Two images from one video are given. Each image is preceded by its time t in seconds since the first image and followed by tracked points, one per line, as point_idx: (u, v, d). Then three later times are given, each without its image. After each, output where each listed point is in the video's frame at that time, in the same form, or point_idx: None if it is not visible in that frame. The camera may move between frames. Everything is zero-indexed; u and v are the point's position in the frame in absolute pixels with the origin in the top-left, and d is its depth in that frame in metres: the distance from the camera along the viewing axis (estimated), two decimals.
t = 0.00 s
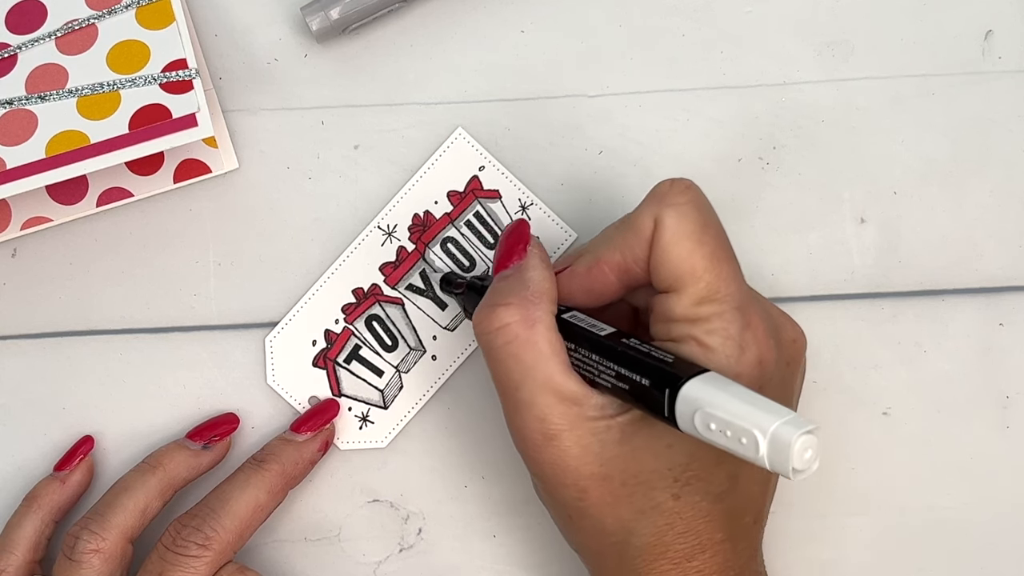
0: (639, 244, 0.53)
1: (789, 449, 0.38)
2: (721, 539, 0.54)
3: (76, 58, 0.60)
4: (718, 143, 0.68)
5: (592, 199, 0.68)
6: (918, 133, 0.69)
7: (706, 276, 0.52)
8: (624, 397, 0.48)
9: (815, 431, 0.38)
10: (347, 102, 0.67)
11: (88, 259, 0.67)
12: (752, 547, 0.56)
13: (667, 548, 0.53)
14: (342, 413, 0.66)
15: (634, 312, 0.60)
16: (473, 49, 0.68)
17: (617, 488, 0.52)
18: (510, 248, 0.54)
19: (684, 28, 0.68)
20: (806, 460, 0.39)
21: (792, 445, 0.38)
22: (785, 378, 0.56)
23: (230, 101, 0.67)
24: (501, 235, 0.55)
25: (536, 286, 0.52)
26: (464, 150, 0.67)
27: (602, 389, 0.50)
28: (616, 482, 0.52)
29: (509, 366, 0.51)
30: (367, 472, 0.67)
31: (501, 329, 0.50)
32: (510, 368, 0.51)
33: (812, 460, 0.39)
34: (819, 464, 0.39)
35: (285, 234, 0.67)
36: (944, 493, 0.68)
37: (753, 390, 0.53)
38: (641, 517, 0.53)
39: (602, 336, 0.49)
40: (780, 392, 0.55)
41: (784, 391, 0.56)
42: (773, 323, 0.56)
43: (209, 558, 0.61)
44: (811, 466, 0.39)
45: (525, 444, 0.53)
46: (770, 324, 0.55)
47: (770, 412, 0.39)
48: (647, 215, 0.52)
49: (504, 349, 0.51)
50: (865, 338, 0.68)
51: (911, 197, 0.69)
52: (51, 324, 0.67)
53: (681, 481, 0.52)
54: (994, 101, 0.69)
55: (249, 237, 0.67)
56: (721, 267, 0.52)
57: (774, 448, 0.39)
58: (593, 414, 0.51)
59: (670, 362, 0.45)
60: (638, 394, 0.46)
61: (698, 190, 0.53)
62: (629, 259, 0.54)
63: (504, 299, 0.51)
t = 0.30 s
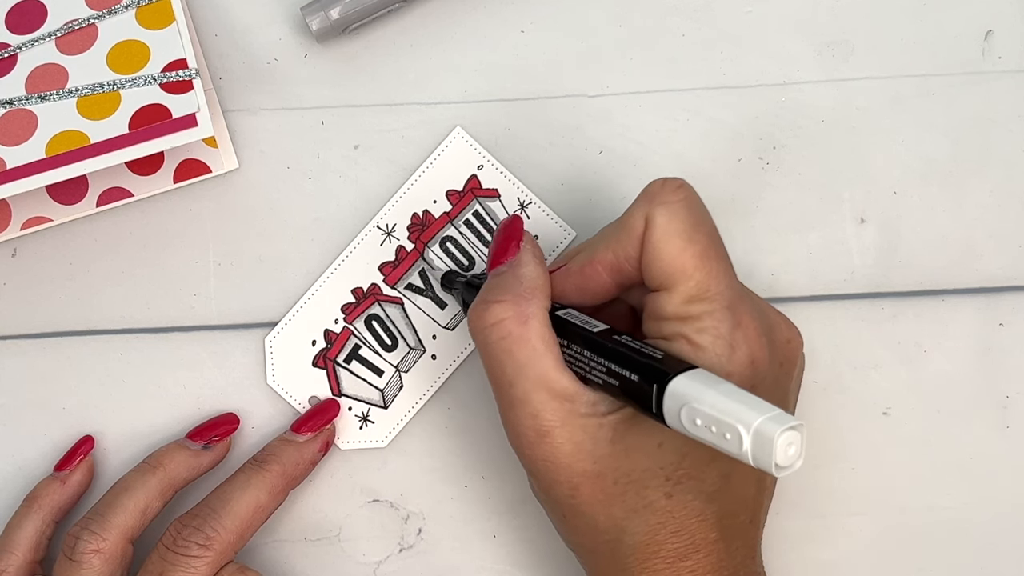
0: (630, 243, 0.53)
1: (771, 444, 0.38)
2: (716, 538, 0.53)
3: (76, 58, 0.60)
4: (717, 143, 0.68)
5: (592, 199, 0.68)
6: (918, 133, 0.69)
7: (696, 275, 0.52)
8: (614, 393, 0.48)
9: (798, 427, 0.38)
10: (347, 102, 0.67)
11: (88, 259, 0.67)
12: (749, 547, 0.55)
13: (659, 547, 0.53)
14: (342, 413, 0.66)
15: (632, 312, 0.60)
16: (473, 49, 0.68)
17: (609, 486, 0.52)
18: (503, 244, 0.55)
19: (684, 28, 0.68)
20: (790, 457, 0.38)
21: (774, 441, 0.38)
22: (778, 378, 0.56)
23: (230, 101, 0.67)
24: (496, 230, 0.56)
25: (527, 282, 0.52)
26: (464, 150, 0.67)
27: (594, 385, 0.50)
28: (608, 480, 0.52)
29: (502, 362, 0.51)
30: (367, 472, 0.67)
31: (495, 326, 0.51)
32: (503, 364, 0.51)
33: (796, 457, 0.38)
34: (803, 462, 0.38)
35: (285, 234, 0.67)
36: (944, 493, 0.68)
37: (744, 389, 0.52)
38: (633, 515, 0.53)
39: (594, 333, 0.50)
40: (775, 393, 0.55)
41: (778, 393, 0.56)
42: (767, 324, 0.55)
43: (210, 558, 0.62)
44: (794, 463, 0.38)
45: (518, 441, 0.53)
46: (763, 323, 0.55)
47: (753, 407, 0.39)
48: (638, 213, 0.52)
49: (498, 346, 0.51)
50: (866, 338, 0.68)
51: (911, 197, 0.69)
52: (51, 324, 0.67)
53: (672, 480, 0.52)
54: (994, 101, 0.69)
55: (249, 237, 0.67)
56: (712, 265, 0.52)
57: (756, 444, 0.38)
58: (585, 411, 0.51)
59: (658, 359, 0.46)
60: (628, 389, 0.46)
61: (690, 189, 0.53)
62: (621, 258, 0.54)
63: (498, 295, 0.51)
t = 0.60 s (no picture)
0: (646, 257, 0.53)
1: (796, 448, 0.38)
2: (729, 550, 0.54)
3: (76, 58, 0.60)
4: (717, 143, 0.68)
5: (592, 199, 0.68)
6: (918, 133, 0.69)
7: (714, 288, 0.52)
8: (636, 404, 0.48)
9: (820, 430, 0.39)
10: (347, 102, 0.67)
11: (88, 259, 0.67)
12: (759, 557, 0.56)
13: (673, 559, 0.53)
14: (342, 413, 0.66)
15: (652, 326, 0.60)
16: (473, 49, 0.68)
17: (624, 498, 0.52)
18: (540, 257, 0.56)
19: (684, 28, 0.68)
20: (812, 459, 0.39)
21: (799, 445, 0.38)
22: (796, 391, 0.56)
23: (230, 101, 0.67)
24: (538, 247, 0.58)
25: (554, 292, 0.53)
26: (464, 150, 0.67)
27: (614, 398, 0.50)
28: (623, 492, 0.52)
29: (523, 368, 0.51)
30: (368, 472, 0.67)
31: (516, 330, 0.51)
32: (523, 371, 0.51)
33: (818, 460, 0.39)
34: (824, 464, 0.39)
35: (284, 234, 0.67)
36: (944, 493, 0.68)
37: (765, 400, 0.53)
38: (648, 527, 0.53)
39: (616, 346, 0.50)
40: (793, 406, 0.56)
41: (796, 406, 0.56)
42: (785, 337, 0.56)
43: (219, 562, 0.62)
44: (816, 466, 0.39)
45: (531, 451, 0.53)
46: (780, 334, 0.55)
47: (776, 412, 0.39)
48: (653, 229, 0.52)
49: (518, 351, 0.51)
50: (866, 338, 0.68)
51: (910, 197, 0.69)
52: (51, 324, 0.67)
53: (689, 492, 0.52)
54: (994, 101, 0.69)
55: (249, 236, 0.67)
56: (729, 279, 0.52)
57: (780, 448, 0.39)
58: (601, 423, 0.51)
59: (679, 368, 0.45)
60: (649, 399, 0.46)
61: (705, 202, 0.53)
62: (638, 272, 0.54)
63: (523, 301, 0.52)
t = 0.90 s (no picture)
0: (664, 260, 0.53)
1: (823, 449, 0.38)
2: (743, 553, 0.54)
3: (76, 58, 0.60)
4: (717, 143, 0.68)
5: (593, 199, 0.68)
6: (918, 133, 0.69)
7: (732, 292, 0.52)
8: (654, 408, 0.48)
9: (847, 432, 0.38)
10: (347, 102, 0.67)
11: (88, 259, 0.67)
12: (769, 559, 0.56)
13: (688, 562, 0.53)
14: (342, 413, 0.66)
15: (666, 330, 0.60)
16: (473, 49, 0.68)
17: (640, 502, 0.52)
18: (554, 260, 0.56)
19: (684, 28, 0.68)
20: (840, 461, 0.38)
21: (826, 446, 0.38)
22: (812, 395, 0.56)
23: (230, 101, 0.67)
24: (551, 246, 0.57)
25: (573, 296, 0.53)
26: (464, 150, 0.67)
27: (630, 403, 0.50)
28: (640, 497, 0.52)
29: (539, 371, 0.51)
30: (367, 471, 0.67)
31: (534, 332, 0.51)
32: (539, 375, 0.51)
33: (845, 461, 0.38)
34: (852, 466, 0.39)
35: (284, 234, 0.67)
36: (945, 493, 0.68)
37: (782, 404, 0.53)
38: (663, 532, 0.53)
39: (634, 350, 0.50)
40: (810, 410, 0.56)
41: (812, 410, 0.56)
42: (802, 341, 0.56)
43: (219, 561, 0.62)
44: (843, 468, 0.39)
45: (546, 456, 0.53)
46: (798, 339, 0.55)
47: (802, 413, 0.39)
48: (671, 232, 0.52)
49: (535, 354, 0.51)
50: (866, 338, 0.68)
51: (910, 197, 0.69)
52: (51, 324, 0.67)
53: (705, 497, 0.52)
54: (994, 101, 0.69)
55: (249, 236, 0.67)
56: (747, 283, 0.52)
57: (807, 449, 0.38)
58: (618, 427, 0.51)
59: (699, 371, 0.45)
60: (668, 403, 0.46)
61: (722, 206, 0.53)
62: (655, 275, 0.54)
63: (541, 303, 0.52)
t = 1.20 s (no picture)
0: (659, 257, 0.53)
1: (812, 443, 0.38)
2: (738, 551, 0.54)
3: (76, 58, 0.60)
4: (718, 143, 0.68)
5: (592, 199, 0.68)
6: (918, 133, 0.69)
7: (727, 288, 0.52)
8: (648, 403, 0.48)
9: (837, 426, 0.38)
10: (347, 102, 0.68)
11: (88, 259, 0.67)
12: (765, 557, 0.56)
13: (683, 559, 0.53)
14: (342, 413, 0.66)
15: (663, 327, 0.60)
16: (473, 49, 0.68)
17: (634, 498, 0.52)
18: (551, 257, 0.57)
19: (684, 28, 0.68)
20: (830, 455, 0.38)
21: (814, 439, 0.38)
22: (808, 392, 0.56)
23: (230, 101, 0.67)
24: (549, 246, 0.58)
25: (569, 291, 0.53)
26: (463, 150, 0.67)
27: (625, 397, 0.50)
28: (634, 492, 0.52)
29: (534, 367, 0.51)
30: (367, 471, 0.67)
31: (529, 328, 0.51)
32: (534, 370, 0.51)
33: (836, 456, 0.38)
34: (842, 461, 0.39)
35: (284, 234, 0.67)
36: (944, 493, 0.68)
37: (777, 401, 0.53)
38: (658, 528, 0.52)
39: (629, 346, 0.50)
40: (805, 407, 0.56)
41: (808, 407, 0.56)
42: (798, 339, 0.56)
43: (219, 561, 0.62)
44: (833, 463, 0.39)
45: (541, 452, 0.53)
46: (793, 337, 0.55)
47: (792, 407, 0.39)
48: (666, 229, 0.52)
49: (530, 349, 0.51)
50: (866, 338, 0.68)
51: (910, 197, 0.69)
52: (51, 324, 0.67)
53: (699, 493, 0.52)
54: (994, 101, 0.69)
55: (249, 236, 0.67)
56: (743, 280, 0.52)
57: (796, 443, 0.38)
58: (612, 423, 0.51)
59: (693, 366, 0.46)
60: (662, 398, 0.46)
61: (718, 204, 0.53)
62: (651, 273, 0.54)
63: (537, 298, 0.52)
